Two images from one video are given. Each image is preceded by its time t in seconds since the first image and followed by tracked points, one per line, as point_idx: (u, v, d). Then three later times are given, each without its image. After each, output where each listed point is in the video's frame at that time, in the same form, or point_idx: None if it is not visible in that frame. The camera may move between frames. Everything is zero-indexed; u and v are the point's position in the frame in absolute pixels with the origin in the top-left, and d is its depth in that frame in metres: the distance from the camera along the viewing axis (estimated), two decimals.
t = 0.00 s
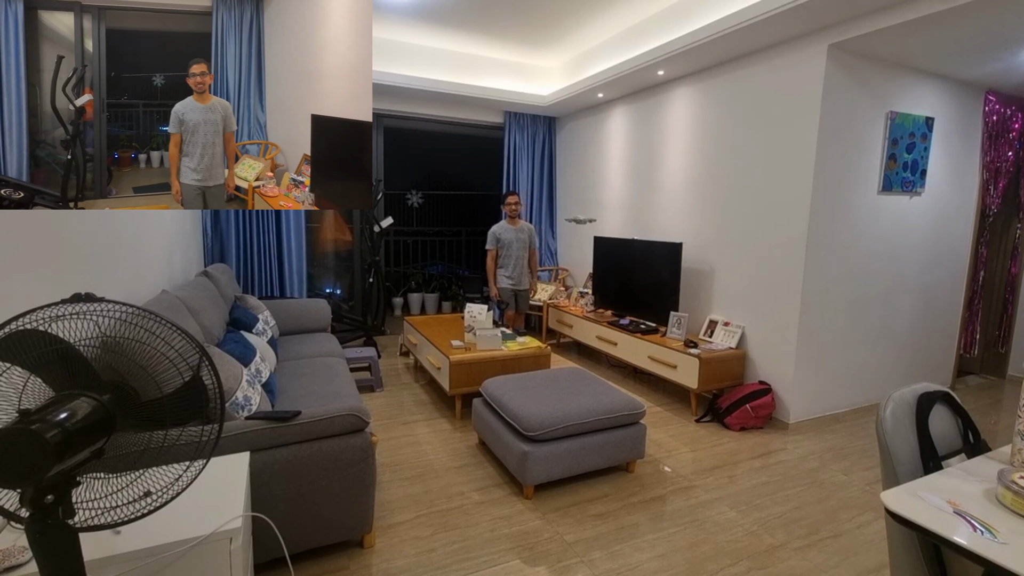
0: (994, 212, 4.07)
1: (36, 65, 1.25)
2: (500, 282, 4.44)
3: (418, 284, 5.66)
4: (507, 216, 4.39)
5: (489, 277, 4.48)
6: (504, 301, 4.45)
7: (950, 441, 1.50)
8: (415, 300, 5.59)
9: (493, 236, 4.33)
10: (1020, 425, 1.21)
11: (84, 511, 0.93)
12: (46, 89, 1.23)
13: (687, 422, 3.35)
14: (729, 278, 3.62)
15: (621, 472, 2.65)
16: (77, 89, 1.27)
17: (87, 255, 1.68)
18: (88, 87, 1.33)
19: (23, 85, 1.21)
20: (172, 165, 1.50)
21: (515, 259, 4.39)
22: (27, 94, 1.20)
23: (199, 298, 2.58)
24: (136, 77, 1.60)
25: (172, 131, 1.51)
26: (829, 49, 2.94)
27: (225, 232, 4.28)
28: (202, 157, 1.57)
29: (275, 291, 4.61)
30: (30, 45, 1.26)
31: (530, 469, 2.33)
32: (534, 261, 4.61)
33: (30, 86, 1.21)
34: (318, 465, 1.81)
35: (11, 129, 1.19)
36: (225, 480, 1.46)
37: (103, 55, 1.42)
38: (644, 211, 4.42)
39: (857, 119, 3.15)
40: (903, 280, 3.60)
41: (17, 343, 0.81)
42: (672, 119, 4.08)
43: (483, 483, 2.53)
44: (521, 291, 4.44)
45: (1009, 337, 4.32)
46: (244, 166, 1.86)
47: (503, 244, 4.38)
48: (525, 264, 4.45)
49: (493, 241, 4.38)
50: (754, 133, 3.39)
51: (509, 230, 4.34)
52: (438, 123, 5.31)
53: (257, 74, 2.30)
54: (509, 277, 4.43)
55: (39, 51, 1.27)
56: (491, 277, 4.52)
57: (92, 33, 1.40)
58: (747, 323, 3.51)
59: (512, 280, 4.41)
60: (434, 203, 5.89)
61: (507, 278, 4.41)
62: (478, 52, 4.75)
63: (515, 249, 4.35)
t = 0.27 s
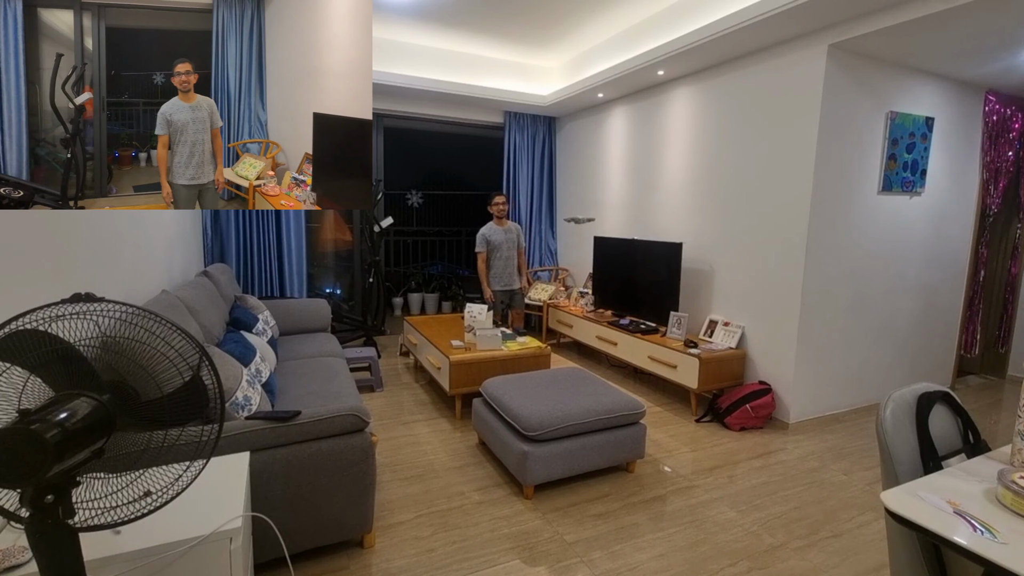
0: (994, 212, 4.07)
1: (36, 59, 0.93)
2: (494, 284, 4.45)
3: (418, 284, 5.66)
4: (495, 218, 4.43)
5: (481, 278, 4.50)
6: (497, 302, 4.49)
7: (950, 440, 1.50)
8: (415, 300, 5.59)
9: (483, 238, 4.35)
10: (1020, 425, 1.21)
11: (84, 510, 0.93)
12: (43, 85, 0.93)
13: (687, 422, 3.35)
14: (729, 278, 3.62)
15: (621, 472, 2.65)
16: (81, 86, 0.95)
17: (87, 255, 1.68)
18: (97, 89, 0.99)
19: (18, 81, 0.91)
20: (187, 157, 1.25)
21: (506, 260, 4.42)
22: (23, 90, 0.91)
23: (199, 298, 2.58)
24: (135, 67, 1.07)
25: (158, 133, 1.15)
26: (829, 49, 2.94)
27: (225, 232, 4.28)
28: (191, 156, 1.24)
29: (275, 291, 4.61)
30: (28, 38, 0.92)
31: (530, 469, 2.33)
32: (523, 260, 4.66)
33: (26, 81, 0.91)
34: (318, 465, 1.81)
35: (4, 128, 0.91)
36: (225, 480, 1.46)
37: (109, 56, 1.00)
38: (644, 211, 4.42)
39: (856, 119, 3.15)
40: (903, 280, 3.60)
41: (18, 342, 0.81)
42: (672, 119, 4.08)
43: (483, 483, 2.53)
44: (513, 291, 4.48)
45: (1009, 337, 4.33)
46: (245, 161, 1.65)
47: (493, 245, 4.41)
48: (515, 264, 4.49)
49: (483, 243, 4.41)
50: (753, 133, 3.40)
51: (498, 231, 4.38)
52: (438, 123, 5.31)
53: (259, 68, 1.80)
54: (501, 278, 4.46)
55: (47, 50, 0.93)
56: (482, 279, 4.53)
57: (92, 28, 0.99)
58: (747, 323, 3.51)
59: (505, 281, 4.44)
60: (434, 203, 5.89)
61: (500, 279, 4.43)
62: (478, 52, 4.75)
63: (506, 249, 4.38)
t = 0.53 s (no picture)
0: (994, 212, 4.07)
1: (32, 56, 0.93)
2: (488, 283, 4.50)
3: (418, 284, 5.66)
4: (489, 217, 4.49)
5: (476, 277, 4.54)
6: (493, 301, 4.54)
7: (950, 440, 1.50)
8: (415, 300, 5.59)
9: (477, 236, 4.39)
10: (1020, 425, 1.21)
11: (84, 511, 0.93)
12: (39, 84, 0.94)
13: (687, 422, 3.35)
14: (730, 278, 3.62)
15: (621, 472, 2.65)
16: (78, 86, 0.98)
17: (87, 254, 1.69)
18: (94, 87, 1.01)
19: (14, 80, 0.91)
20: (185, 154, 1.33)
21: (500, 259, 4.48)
22: (20, 90, 0.92)
23: (199, 298, 2.58)
24: (134, 66, 1.10)
25: (149, 133, 1.16)
26: (830, 49, 2.94)
27: (225, 233, 4.28)
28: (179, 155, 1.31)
29: (275, 291, 4.61)
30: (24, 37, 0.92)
31: (530, 469, 2.33)
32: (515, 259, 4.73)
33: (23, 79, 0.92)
34: (318, 465, 1.81)
35: None
36: (225, 480, 1.46)
37: (108, 55, 1.02)
38: (644, 211, 4.42)
39: (856, 119, 3.15)
40: (903, 280, 3.60)
41: (17, 342, 0.81)
42: (672, 119, 4.08)
43: (483, 483, 2.53)
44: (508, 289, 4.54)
45: (1009, 337, 4.33)
46: (247, 162, 1.63)
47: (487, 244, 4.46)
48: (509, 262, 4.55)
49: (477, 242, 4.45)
50: (754, 133, 3.39)
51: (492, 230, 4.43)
52: (438, 123, 5.31)
53: (264, 66, 1.63)
54: (495, 277, 4.52)
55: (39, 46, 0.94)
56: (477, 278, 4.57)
57: (89, 26, 1.00)
58: (747, 323, 3.51)
59: (499, 280, 4.49)
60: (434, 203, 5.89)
61: (494, 278, 4.49)
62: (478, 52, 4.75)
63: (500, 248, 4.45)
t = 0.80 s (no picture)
0: (994, 212, 4.07)
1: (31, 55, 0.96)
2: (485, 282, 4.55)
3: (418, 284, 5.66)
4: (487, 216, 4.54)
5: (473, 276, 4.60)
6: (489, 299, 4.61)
7: (950, 440, 1.50)
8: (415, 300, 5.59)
9: (475, 236, 4.44)
10: (1019, 425, 1.21)
11: (84, 510, 0.93)
12: (37, 82, 0.96)
13: (687, 422, 3.35)
14: (730, 278, 3.62)
15: (621, 472, 2.65)
16: (78, 86, 1.00)
17: (87, 254, 1.69)
18: (96, 86, 1.01)
19: (14, 81, 0.94)
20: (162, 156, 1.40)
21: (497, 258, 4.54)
22: (18, 90, 0.95)
23: (199, 298, 2.58)
24: (136, 64, 1.05)
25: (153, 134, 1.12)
26: (830, 49, 2.94)
27: (225, 232, 4.29)
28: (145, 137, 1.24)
29: (275, 291, 4.62)
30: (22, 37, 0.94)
31: (530, 469, 2.33)
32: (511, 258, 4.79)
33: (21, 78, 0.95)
34: (318, 465, 1.81)
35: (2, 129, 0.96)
36: (225, 480, 1.46)
37: (110, 52, 1.02)
38: (644, 211, 4.42)
39: (856, 119, 3.15)
40: (903, 280, 3.60)
41: (17, 342, 0.81)
42: (672, 119, 4.08)
43: (483, 484, 2.53)
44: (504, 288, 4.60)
45: (1008, 337, 4.33)
46: (259, 166, 1.33)
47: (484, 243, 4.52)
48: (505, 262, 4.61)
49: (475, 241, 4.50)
50: (754, 133, 3.39)
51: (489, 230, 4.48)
52: (438, 123, 5.31)
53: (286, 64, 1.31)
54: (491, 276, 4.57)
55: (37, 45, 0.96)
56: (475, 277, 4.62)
57: (91, 22, 0.99)
58: (747, 323, 3.51)
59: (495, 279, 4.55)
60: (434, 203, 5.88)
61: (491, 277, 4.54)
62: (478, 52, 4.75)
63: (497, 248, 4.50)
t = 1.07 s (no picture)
0: (994, 212, 4.07)
1: (45, 58, 1.21)
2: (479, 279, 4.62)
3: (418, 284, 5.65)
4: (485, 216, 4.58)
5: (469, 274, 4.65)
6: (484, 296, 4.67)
7: (950, 440, 1.50)
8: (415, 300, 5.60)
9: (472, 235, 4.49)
10: (1019, 424, 1.21)
11: (84, 510, 0.93)
12: (45, 80, 1.20)
13: (687, 422, 3.35)
14: (730, 278, 3.62)
15: (621, 472, 2.65)
16: (89, 85, 1.28)
17: (87, 254, 1.68)
18: (105, 84, 1.32)
19: (24, 78, 1.18)
20: (172, 166, 1.59)
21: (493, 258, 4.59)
22: (28, 85, 1.19)
23: (199, 298, 2.58)
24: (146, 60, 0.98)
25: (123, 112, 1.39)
26: (829, 49, 2.95)
27: (225, 232, 4.29)
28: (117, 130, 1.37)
29: (275, 291, 4.62)
30: (38, 39, 1.20)
31: (530, 469, 2.33)
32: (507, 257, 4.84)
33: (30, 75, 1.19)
34: (318, 465, 1.81)
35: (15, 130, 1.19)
36: (225, 480, 1.46)
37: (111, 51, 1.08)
38: (644, 211, 4.42)
39: (856, 119, 3.15)
40: (904, 280, 3.60)
41: (17, 342, 0.81)
42: (672, 119, 4.08)
43: (483, 484, 2.53)
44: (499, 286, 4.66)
45: (1009, 337, 4.33)
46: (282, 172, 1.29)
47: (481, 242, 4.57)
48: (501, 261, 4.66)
49: (472, 240, 4.55)
50: (754, 133, 3.39)
51: (487, 230, 4.53)
52: (438, 123, 5.31)
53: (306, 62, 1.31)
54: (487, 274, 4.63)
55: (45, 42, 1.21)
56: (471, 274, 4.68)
57: (98, 19, 1.29)
58: (747, 323, 3.51)
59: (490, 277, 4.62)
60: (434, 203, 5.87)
61: (486, 276, 4.61)
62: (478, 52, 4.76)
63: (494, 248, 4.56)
